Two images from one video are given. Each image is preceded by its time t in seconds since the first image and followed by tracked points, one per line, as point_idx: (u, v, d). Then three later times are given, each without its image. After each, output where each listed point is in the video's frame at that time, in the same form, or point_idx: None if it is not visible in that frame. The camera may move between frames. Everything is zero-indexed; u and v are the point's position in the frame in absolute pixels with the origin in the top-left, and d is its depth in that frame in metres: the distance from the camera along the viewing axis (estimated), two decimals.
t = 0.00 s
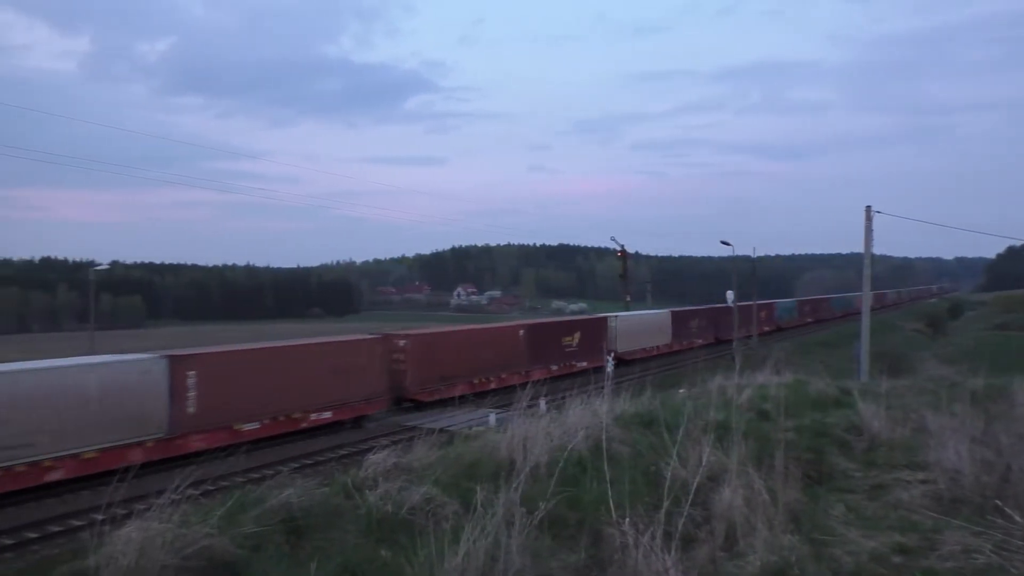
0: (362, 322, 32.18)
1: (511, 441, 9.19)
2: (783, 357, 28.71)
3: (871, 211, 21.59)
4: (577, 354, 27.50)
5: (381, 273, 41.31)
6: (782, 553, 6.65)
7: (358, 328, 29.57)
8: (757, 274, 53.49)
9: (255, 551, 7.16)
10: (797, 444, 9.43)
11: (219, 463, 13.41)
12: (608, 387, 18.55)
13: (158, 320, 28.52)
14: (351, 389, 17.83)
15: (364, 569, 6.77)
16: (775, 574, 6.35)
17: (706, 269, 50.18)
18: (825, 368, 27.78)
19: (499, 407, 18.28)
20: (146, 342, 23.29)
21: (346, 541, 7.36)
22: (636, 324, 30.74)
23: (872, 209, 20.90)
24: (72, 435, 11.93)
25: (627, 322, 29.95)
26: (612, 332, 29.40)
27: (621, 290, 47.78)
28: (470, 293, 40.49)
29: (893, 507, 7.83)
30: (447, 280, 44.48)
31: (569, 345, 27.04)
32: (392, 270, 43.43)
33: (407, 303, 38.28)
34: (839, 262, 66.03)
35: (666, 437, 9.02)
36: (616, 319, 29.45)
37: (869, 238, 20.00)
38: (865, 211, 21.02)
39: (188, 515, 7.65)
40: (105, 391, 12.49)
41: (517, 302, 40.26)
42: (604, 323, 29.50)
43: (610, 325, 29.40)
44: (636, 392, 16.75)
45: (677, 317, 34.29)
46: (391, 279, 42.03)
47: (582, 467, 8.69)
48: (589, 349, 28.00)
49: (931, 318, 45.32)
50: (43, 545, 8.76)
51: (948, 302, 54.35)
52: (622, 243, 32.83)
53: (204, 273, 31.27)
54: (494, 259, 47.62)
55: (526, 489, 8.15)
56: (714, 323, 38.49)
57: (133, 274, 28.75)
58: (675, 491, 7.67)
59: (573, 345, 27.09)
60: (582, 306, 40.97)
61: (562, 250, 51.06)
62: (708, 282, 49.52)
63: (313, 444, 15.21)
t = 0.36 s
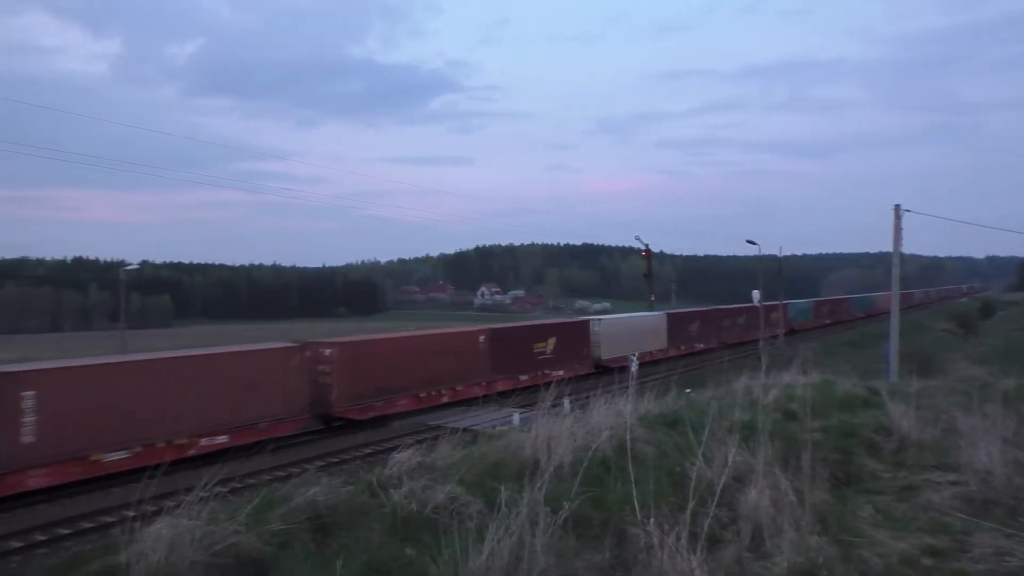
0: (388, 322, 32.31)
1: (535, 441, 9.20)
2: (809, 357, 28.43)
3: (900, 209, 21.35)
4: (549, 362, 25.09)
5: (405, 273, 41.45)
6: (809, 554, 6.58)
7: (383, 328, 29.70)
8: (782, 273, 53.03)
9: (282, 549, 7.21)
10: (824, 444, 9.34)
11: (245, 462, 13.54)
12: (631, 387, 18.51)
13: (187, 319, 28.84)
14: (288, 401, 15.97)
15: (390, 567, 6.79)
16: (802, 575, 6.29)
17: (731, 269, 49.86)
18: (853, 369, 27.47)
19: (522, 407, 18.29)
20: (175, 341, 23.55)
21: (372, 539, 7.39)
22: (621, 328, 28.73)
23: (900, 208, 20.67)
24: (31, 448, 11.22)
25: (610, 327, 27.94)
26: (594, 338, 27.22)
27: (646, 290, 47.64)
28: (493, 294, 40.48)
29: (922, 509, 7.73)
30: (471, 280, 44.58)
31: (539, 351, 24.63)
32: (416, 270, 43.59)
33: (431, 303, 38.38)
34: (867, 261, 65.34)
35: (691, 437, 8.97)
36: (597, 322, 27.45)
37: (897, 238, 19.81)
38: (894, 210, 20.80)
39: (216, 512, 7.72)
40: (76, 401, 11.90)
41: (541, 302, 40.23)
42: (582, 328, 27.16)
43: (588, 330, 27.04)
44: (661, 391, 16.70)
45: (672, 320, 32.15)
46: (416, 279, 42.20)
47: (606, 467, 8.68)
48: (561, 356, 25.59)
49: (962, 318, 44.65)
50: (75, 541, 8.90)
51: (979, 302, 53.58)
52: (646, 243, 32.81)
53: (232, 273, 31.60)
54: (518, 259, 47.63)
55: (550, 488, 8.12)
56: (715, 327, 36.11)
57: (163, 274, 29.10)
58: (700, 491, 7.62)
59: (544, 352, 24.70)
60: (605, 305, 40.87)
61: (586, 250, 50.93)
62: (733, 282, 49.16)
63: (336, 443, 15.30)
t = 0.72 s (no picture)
0: (392, 321, 32.31)
1: (540, 441, 9.21)
2: (815, 357, 28.41)
3: (906, 209, 21.28)
4: (494, 373, 22.70)
5: (410, 273, 41.49)
6: (815, 554, 6.57)
7: (388, 328, 29.71)
8: (787, 273, 52.92)
9: (287, 548, 7.22)
10: (829, 445, 9.33)
11: (251, 461, 13.57)
12: (635, 387, 18.54)
13: (192, 319, 28.87)
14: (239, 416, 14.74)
15: (395, 566, 6.80)
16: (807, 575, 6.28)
17: (736, 268, 49.87)
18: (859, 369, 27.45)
19: (527, 407, 18.31)
20: (181, 340, 23.61)
21: (376, 539, 7.39)
22: (583, 335, 26.50)
23: (906, 208, 20.67)
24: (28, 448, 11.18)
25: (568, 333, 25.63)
26: (548, 346, 25.18)
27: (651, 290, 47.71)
28: (498, 294, 40.46)
29: (929, 509, 7.71)
30: (476, 279, 44.59)
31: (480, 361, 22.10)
32: (421, 269, 43.64)
33: (436, 302, 38.41)
34: (874, 261, 65.28)
35: (697, 438, 8.96)
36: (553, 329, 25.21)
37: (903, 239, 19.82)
38: (899, 210, 20.80)
39: (222, 512, 7.73)
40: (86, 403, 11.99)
41: (546, 301, 40.22)
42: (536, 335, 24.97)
43: (542, 337, 24.78)
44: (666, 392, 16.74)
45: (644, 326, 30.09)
46: (421, 278, 42.22)
47: (611, 467, 8.68)
48: (509, 366, 23.18)
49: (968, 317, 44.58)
50: (81, 541, 8.92)
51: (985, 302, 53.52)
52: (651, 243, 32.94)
53: (237, 272, 31.64)
54: (522, 258, 47.66)
55: (555, 488, 8.12)
56: (693, 332, 34.18)
57: (169, 273, 29.16)
58: (705, 491, 7.62)
59: (488, 361, 22.36)
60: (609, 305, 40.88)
61: (591, 249, 50.94)
62: (737, 281, 49.13)
63: (341, 443, 15.31)
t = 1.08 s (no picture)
0: (391, 321, 32.32)
1: (537, 442, 9.21)
2: (815, 357, 28.42)
3: (904, 209, 21.26)
4: (414, 387, 19.80)
5: (408, 273, 41.49)
6: (813, 554, 6.58)
7: (387, 327, 29.71)
8: (786, 273, 52.95)
9: (286, 548, 7.22)
10: (827, 445, 9.32)
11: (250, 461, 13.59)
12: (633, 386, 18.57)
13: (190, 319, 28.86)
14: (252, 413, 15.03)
15: (394, 567, 6.80)
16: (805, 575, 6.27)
17: (735, 268, 49.90)
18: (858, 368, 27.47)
19: (526, 407, 18.33)
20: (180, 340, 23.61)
21: (374, 539, 7.39)
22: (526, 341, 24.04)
23: (904, 208, 20.69)
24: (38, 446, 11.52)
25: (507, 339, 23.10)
26: (482, 355, 22.42)
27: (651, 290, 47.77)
28: (497, 294, 40.49)
29: (927, 509, 7.71)
30: (475, 279, 44.59)
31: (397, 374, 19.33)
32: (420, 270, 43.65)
33: (435, 302, 38.43)
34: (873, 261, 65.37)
35: (694, 438, 8.96)
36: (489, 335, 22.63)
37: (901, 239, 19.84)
38: (897, 210, 20.83)
39: (220, 512, 7.74)
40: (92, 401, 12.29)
41: (544, 301, 40.24)
42: (467, 340, 22.14)
43: (472, 345, 21.93)
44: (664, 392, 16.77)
45: (602, 331, 27.68)
46: (419, 278, 42.22)
47: (609, 467, 8.69)
48: (431, 379, 20.25)
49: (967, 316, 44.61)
50: (79, 541, 8.93)
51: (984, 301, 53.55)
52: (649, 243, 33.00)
53: (235, 272, 31.63)
54: (521, 258, 47.67)
55: (553, 489, 8.11)
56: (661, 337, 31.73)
57: (167, 273, 29.15)
58: (703, 491, 7.62)
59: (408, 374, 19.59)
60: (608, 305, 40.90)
61: (590, 249, 50.97)
62: (736, 281, 49.17)
63: (340, 443, 15.33)
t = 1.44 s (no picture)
0: (386, 321, 32.29)
1: (532, 442, 9.21)
2: (809, 357, 28.50)
3: (898, 209, 21.31)
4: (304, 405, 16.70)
5: (404, 273, 41.46)
6: (807, 554, 6.58)
7: (382, 327, 29.68)
8: (781, 273, 53.08)
9: (280, 548, 7.21)
10: (821, 445, 9.32)
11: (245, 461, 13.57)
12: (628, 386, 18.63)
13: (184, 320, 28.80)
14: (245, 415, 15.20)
15: (389, 568, 6.78)
16: (799, 574, 6.28)
17: (730, 268, 50.00)
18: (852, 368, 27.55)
19: (522, 407, 18.35)
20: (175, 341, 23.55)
21: (369, 540, 7.38)
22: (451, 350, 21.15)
23: (897, 208, 20.76)
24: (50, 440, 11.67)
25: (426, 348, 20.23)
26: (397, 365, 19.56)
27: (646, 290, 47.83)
28: (492, 294, 40.48)
29: (921, 509, 7.73)
30: (470, 279, 44.59)
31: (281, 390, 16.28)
32: (416, 270, 43.64)
33: (430, 302, 38.41)
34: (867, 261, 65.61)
35: (689, 437, 8.97)
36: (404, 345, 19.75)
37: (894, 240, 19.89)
38: (891, 210, 20.89)
39: (214, 512, 7.74)
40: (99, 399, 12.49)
41: (539, 301, 40.26)
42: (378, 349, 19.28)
43: (383, 355, 18.91)
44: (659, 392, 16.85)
45: (547, 337, 25.17)
46: (415, 278, 42.20)
47: (604, 467, 8.70)
48: (327, 396, 17.16)
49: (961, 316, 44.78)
50: (73, 541, 8.91)
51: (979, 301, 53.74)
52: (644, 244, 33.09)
53: (230, 272, 31.58)
54: (516, 258, 47.67)
55: (547, 489, 8.10)
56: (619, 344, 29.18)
57: (161, 273, 29.08)
58: (698, 491, 7.62)
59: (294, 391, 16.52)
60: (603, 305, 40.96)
61: (585, 249, 51.02)
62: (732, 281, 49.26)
63: (335, 443, 15.32)
